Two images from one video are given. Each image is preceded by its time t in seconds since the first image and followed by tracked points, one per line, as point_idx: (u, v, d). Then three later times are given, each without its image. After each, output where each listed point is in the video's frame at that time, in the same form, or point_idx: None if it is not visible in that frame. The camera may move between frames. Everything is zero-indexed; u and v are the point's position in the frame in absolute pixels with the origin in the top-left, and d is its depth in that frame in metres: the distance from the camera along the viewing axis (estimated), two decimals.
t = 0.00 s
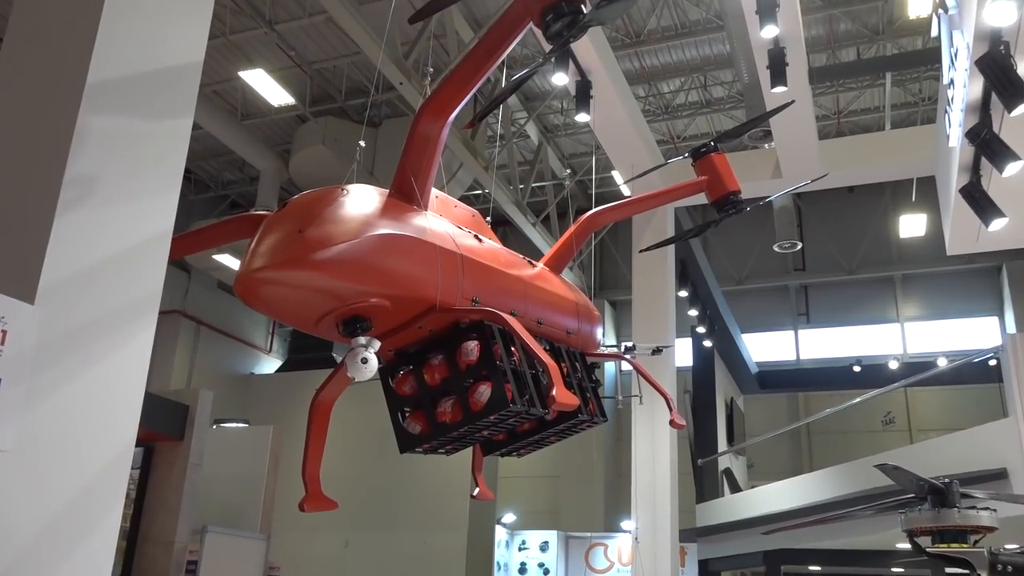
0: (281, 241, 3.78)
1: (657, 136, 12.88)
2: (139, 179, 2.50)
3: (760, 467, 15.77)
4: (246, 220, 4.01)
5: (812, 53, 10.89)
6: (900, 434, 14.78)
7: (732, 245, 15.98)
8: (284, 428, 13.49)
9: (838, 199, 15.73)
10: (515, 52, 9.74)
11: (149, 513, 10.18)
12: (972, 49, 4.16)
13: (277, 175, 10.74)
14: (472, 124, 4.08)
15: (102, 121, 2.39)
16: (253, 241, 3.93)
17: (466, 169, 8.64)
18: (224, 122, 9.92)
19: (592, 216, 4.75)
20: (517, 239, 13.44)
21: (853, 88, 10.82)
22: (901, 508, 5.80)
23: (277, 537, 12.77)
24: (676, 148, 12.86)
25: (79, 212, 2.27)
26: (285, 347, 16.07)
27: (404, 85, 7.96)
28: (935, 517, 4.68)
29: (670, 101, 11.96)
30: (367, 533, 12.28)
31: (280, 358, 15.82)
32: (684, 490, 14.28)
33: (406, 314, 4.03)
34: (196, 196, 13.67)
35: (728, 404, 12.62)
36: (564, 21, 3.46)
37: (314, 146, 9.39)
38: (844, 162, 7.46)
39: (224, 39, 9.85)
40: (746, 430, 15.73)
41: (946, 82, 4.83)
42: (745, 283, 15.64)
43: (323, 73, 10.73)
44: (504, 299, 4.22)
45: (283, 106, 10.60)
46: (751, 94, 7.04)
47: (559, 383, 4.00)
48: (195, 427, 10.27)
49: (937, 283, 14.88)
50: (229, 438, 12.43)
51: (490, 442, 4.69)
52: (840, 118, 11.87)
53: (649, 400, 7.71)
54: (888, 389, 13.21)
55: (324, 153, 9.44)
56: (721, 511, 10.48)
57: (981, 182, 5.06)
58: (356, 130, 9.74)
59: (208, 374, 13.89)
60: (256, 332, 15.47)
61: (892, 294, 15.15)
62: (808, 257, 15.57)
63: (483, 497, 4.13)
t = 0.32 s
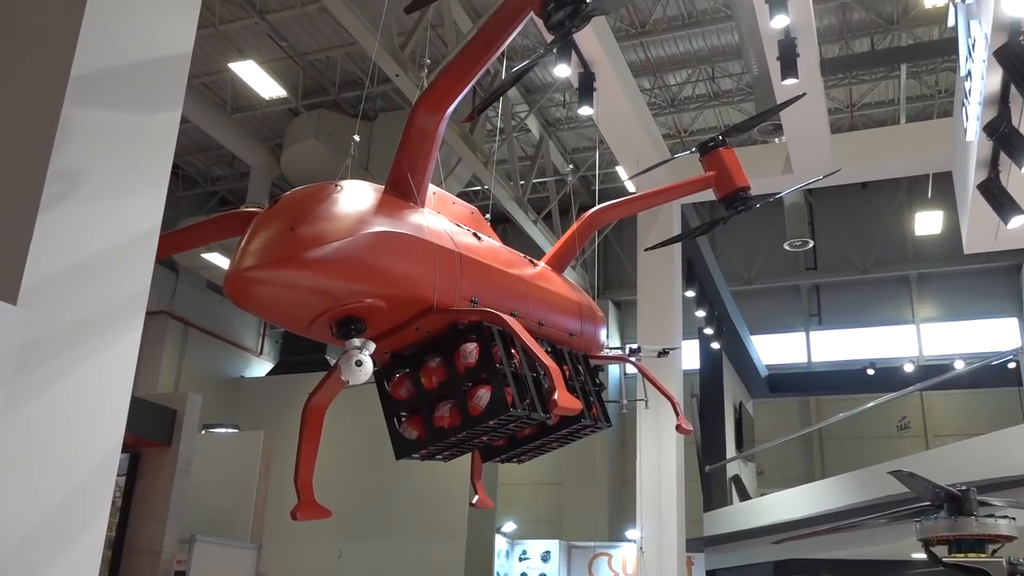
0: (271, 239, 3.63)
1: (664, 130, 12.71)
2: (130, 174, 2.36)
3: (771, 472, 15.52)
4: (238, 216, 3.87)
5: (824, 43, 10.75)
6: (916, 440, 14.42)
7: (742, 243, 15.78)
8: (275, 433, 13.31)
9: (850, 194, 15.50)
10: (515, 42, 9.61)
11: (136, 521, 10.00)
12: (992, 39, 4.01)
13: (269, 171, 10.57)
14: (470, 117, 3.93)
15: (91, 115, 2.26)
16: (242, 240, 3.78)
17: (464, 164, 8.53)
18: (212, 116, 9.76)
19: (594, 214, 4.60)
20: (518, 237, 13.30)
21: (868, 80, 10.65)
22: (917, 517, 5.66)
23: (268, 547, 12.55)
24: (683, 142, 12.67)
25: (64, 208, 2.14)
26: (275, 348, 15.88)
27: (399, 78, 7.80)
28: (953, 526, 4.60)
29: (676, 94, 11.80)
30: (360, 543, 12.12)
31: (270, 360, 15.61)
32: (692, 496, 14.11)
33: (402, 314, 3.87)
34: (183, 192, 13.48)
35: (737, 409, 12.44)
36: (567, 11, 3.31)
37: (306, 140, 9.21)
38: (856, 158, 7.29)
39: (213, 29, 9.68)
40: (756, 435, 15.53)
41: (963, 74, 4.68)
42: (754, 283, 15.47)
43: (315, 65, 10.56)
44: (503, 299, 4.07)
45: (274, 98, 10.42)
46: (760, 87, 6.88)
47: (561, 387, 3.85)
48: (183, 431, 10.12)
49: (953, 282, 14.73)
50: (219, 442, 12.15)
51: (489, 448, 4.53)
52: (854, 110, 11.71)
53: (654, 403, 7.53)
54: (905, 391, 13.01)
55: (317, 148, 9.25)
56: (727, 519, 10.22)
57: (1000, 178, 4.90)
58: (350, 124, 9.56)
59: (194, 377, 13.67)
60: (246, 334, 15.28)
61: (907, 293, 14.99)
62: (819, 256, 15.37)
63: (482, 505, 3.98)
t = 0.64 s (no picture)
0: (262, 238, 3.48)
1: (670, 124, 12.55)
2: (121, 168, 2.35)
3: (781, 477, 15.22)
4: (229, 213, 3.72)
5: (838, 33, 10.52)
6: (934, 445, 14.28)
7: (753, 242, 15.59)
8: (267, 439, 13.11)
9: (865, 190, 15.24)
10: (516, 32, 9.47)
11: (121, 529, 9.82)
12: (1010, 29, 3.87)
13: (259, 165, 10.43)
14: (469, 111, 3.78)
15: (84, 108, 2.25)
16: (232, 238, 3.63)
17: (462, 159, 8.49)
18: (201, 109, 9.60)
19: (598, 210, 4.45)
20: (518, 235, 13.16)
21: (882, 71, 10.47)
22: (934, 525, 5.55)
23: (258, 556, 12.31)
24: (690, 136, 12.51)
25: (50, 203, 2.12)
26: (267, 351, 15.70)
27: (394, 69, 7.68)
28: (968, 534, 4.52)
29: (683, 86, 11.63)
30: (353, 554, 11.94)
31: (262, 363, 15.41)
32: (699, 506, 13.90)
33: (398, 315, 3.72)
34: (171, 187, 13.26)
35: (747, 413, 12.25)
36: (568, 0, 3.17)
37: (298, 134, 9.04)
38: (869, 153, 7.15)
39: (202, 19, 9.53)
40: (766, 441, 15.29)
41: (981, 65, 4.55)
42: (764, 282, 15.28)
43: (309, 57, 10.40)
44: (504, 299, 3.92)
45: (265, 90, 10.25)
46: (770, 79, 6.75)
47: (564, 391, 3.71)
48: (171, 438, 9.95)
49: (969, 282, 14.54)
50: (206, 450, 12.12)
51: (489, 454, 4.38)
52: (868, 103, 11.52)
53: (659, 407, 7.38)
54: (920, 395, 12.78)
55: (310, 141, 9.08)
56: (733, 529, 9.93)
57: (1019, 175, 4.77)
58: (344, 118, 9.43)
59: (181, 381, 13.42)
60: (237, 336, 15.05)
61: (923, 293, 14.75)
62: (832, 254, 15.15)
63: (481, 513, 3.84)
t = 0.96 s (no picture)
0: (252, 235, 3.35)
1: (677, 117, 12.34)
2: (116, 162, 2.36)
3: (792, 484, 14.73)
4: (218, 210, 3.58)
5: (850, 23, 10.39)
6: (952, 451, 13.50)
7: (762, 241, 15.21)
8: (257, 445, 12.90)
9: (879, 185, 14.90)
10: (516, 22, 9.34)
11: (106, 539, 9.66)
12: None
13: (249, 161, 10.18)
14: (467, 104, 3.64)
15: (83, 102, 2.28)
16: (221, 236, 3.49)
17: (461, 154, 8.15)
18: (188, 101, 9.41)
19: (601, 207, 4.31)
20: (517, 232, 13.01)
21: (898, 62, 10.29)
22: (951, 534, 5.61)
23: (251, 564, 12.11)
24: (697, 130, 12.29)
25: (37, 198, 2.12)
26: (258, 354, 15.01)
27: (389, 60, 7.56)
28: (987, 545, 4.44)
29: (690, 78, 11.42)
30: (348, 563, 11.80)
31: (253, 366, 14.84)
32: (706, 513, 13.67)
33: (393, 316, 3.58)
34: (157, 183, 12.99)
35: (756, 417, 12.02)
36: None
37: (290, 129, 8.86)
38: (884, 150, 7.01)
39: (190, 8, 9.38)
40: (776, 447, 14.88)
41: (1000, 58, 4.41)
42: (775, 281, 14.93)
43: (301, 47, 10.19)
44: (504, 300, 3.78)
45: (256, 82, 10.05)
46: (780, 71, 6.62)
47: (565, 395, 3.56)
48: (157, 443, 9.77)
49: (987, 282, 14.19)
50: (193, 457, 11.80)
51: (489, 460, 4.23)
52: (882, 96, 11.35)
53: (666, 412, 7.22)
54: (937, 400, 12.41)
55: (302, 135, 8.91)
56: (750, 538, 9.77)
57: None
58: (337, 111, 9.24)
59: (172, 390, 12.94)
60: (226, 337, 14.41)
61: (940, 295, 14.39)
62: (845, 255, 14.76)
63: (480, 522, 3.69)
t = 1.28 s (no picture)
0: (241, 233, 3.21)
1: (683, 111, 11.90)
2: (108, 159, 2.22)
3: (803, 493, 13.91)
4: (207, 207, 3.44)
5: (863, 12, 10.22)
6: (970, 457, 13.17)
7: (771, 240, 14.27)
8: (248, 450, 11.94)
9: (894, 181, 14.04)
10: (517, 11, 9.17)
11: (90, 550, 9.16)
12: None
13: (239, 155, 9.92)
14: (465, 97, 3.50)
15: (77, 95, 2.16)
16: (210, 234, 3.35)
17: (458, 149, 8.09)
18: (174, 92, 9.11)
19: (604, 204, 4.16)
20: (517, 229, 12.86)
21: (914, 53, 10.09)
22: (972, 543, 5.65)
23: None
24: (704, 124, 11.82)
25: (26, 192, 1.99)
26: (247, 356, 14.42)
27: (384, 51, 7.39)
28: (1006, 556, 4.56)
29: (697, 69, 11.01)
30: None
31: (242, 370, 14.17)
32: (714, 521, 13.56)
33: (388, 317, 3.44)
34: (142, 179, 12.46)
35: (767, 423, 11.72)
36: None
37: (281, 121, 8.62)
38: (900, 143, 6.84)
39: None
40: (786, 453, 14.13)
41: (1018, 46, 4.29)
42: (786, 281, 13.99)
43: (291, 37, 9.89)
44: (503, 301, 3.64)
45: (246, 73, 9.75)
46: (792, 63, 6.47)
47: (567, 399, 3.42)
48: (143, 448, 9.21)
49: (1012, 279, 13.23)
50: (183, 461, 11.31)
51: (488, 467, 4.09)
52: (898, 88, 11.09)
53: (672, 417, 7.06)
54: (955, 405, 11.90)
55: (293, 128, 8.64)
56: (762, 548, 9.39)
57: None
58: (330, 105, 9.06)
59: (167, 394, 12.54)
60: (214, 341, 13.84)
61: (958, 297, 13.47)
62: (859, 252, 13.86)
63: (478, 531, 3.55)
